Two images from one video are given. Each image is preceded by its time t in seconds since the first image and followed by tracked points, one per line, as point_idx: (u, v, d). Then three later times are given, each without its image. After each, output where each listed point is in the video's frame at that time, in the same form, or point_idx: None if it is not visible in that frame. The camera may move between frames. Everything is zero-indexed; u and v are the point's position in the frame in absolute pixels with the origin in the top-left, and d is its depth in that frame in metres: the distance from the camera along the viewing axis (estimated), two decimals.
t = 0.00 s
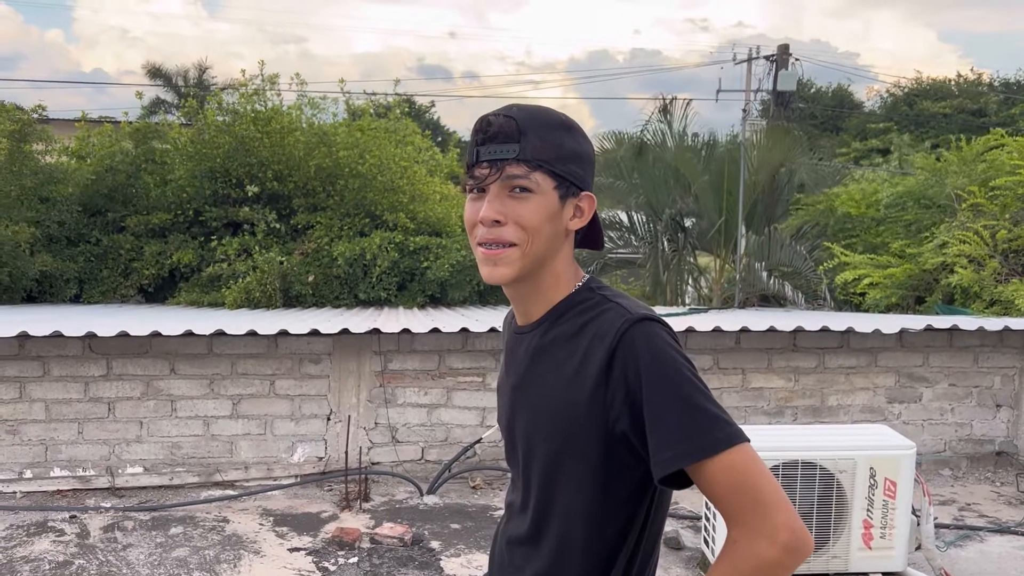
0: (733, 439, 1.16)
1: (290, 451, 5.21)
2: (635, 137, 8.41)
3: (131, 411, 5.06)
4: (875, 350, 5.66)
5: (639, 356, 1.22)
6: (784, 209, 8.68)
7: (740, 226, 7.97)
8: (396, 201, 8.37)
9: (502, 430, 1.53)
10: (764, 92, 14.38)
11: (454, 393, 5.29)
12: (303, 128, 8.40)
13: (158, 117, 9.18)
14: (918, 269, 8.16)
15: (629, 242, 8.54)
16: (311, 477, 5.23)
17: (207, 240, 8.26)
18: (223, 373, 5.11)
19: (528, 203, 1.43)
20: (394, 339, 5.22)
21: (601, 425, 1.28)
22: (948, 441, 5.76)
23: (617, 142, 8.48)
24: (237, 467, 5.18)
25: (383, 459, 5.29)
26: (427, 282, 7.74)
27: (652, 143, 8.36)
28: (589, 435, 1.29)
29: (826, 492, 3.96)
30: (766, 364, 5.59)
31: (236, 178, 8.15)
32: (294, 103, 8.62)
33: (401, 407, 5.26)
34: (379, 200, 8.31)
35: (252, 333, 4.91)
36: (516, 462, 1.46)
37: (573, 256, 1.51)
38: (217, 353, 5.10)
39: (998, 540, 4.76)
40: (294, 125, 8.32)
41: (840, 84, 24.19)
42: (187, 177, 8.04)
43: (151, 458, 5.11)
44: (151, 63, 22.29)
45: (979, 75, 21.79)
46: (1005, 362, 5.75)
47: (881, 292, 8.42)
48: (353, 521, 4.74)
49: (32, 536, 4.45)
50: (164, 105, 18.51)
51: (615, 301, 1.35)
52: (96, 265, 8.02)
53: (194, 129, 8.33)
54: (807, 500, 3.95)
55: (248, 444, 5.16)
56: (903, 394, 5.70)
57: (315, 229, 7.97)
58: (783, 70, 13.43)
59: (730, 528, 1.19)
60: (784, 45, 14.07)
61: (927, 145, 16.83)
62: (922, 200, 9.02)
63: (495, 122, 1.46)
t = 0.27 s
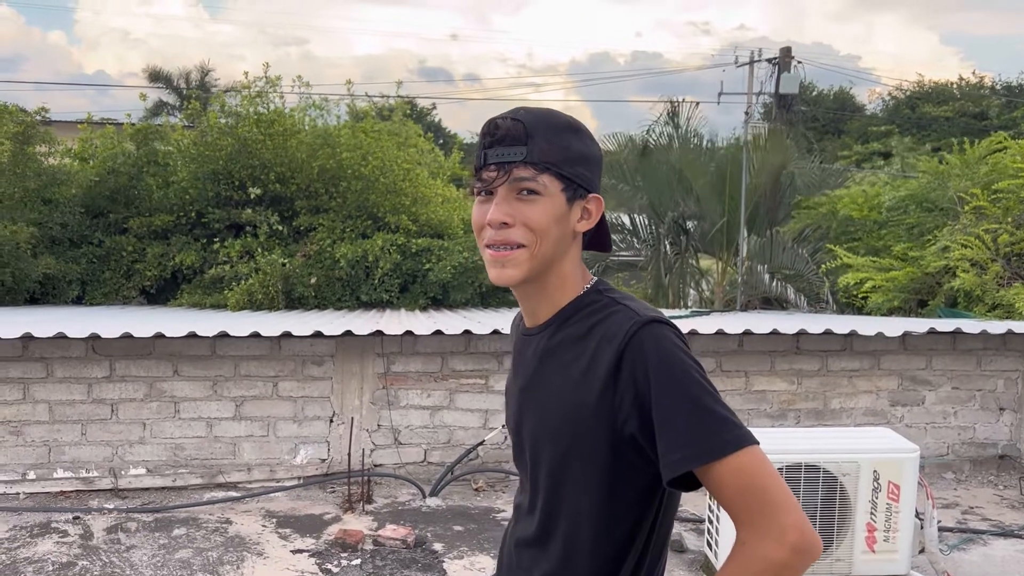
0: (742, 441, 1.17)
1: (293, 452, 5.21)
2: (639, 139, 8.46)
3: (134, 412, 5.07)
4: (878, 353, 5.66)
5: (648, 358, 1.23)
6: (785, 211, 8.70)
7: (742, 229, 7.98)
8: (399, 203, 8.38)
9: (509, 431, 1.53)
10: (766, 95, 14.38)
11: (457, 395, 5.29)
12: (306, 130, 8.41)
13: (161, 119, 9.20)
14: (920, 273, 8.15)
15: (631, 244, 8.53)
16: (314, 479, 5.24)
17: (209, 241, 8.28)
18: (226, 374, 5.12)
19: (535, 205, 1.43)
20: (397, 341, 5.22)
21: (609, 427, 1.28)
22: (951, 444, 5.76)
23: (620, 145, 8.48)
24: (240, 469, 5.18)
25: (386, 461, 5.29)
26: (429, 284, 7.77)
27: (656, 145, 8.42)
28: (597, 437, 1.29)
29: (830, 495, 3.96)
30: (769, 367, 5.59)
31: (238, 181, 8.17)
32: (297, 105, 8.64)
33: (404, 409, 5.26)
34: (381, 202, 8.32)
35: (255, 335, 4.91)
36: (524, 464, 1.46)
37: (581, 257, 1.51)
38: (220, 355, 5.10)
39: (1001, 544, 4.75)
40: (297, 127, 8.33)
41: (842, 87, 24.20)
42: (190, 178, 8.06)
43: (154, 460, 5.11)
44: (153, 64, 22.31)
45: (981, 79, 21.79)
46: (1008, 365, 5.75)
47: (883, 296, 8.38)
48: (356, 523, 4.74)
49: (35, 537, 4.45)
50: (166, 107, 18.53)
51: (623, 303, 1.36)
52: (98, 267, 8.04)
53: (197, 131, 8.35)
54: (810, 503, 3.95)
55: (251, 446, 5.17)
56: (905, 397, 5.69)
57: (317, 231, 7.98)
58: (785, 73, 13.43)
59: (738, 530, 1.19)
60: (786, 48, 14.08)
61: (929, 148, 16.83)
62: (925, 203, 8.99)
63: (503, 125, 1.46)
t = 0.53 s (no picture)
0: (745, 438, 1.17)
1: (293, 454, 5.21)
2: (641, 141, 8.48)
3: (134, 413, 5.07)
4: (877, 356, 5.67)
5: (651, 357, 1.23)
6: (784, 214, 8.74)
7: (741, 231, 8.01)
8: (399, 205, 8.39)
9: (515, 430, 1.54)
10: (765, 97, 14.40)
11: (457, 397, 5.29)
12: (306, 131, 8.41)
13: (161, 120, 9.21)
14: (919, 276, 8.16)
15: (631, 246, 8.50)
16: (314, 480, 5.24)
17: (209, 242, 8.29)
18: (226, 376, 5.12)
19: (533, 204, 1.44)
20: (398, 343, 5.23)
21: (613, 426, 1.29)
22: (950, 447, 5.77)
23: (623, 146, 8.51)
24: (240, 470, 5.18)
25: (386, 463, 5.30)
26: (429, 285, 7.79)
27: (658, 147, 8.45)
28: (601, 435, 1.30)
29: (830, 497, 3.96)
30: (769, 369, 5.60)
31: (238, 182, 8.18)
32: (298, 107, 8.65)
33: (404, 410, 5.26)
34: (381, 204, 8.32)
35: (256, 336, 4.91)
36: (528, 463, 1.47)
37: (586, 255, 1.52)
38: (220, 356, 5.10)
39: (1000, 547, 4.76)
40: (297, 128, 8.33)
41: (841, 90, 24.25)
42: (190, 179, 8.07)
43: (154, 461, 5.11)
44: (152, 65, 22.31)
45: (980, 82, 21.84)
46: (1007, 368, 5.76)
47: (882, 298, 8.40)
48: (357, 525, 4.74)
49: (35, 538, 4.44)
50: (166, 109, 18.53)
51: (628, 303, 1.36)
52: (97, 268, 8.05)
53: (197, 132, 8.36)
54: (811, 506, 3.95)
55: (251, 447, 5.17)
56: (905, 400, 5.70)
57: (317, 233, 8.00)
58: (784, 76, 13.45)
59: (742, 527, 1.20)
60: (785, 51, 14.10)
61: (927, 151, 16.87)
62: (923, 206, 9.01)
63: (503, 126, 1.46)
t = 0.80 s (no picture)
0: (738, 434, 1.19)
1: (287, 456, 5.20)
2: (638, 141, 8.50)
3: (128, 415, 5.06)
4: (871, 358, 5.69)
5: (644, 357, 1.24)
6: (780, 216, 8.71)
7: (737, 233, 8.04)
8: (394, 206, 8.38)
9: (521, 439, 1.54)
10: (759, 100, 14.44)
11: (452, 399, 5.29)
12: (302, 133, 8.42)
13: (156, 121, 9.20)
14: (913, 278, 8.19)
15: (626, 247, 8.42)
16: (308, 482, 5.24)
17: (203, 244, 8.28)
18: (220, 378, 5.11)
19: (506, 221, 1.48)
20: (392, 345, 5.22)
21: (613, 428, 1.29)
22: (943, 449, 5.79)
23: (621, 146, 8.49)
24: (234, 472, 5.17)
25: (381, 465, 5.29)
26: (424, 286, 7.80)
27: (655, 148, 8.49)
28: (601, 438, 1.31)
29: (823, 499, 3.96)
30: (763, 371, 5.61)
31: (233, 183, 8.17)
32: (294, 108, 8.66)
33: (398, 412, 5.26)
34: (377, 205, 8.31)
35: (251, 338, 4.90)
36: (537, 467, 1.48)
37: (579, 267, 1.49)
38: (215, 358, 5.09)
39: (993, 548, 4.78)
40: (293, 130, 8.34)
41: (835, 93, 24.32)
42: (185, 181, 8.08)
43: (147, 463, 5.10)
44: (147, 66, 22.26)
45: (973, 85, 21.93)
46: (1000, 370, 5.78)
47: (875, 300, 8.46)
48: (351, 527, 4.73)
49: (28, 540, 4.42)
50: (161, 110, 18.49)
51: (622, 305, 1.37)
52: (91, 269, 8.04)
53: (192, 133, 8.39)
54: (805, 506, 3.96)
55: (245, 449, 5.16)
56: (898, 402, 5.72)
57: (311, 234, 7.99)
58: (779, 79, 13.49)
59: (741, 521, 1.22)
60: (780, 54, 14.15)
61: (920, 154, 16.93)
62: (916, 210, 9.07)
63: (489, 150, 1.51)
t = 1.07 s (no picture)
0: (725, 454, 1.18)
1: (277, 458, 5.19)
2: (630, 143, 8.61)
3: (116, 417, 5.03)
4: (858, 360, 5.72)
5: (653, 361, 1.23)
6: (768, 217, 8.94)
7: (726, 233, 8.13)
8: (384, 208, 8.34)
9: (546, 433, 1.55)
10: (749, 102, 14.51)
11: (442, 401, 5.30)
12: (292, 134, 8.38)
13: (146, 123, 9.17)
14: (901, 280, 8.24)
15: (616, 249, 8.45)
16: (297, 485, 5.22)
17: (193, 246, 8.27)
18: (209, 380, 5.10)
19: (540, 221, 1.45)
20: (382, 347, 5.22)
21: (623, 429, 1.29)
22: (931, 450, 5.82)
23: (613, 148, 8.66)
24: (223, 475, 5.16)
25: (370, 467, 5.29)
26: (414, 288, 7.84)
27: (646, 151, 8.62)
28: (611, 439, 1.30)
29: (811, 500, 3.97)
30: (752, 373, 5.64)
31: (223, 185, 8.14)
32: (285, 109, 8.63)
33: (388, 414, 5.26)
34: (367, 208, 8.28)
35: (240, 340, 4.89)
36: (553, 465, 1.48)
37: (614, 266, 1.44)
38: (204, 360, 5.08)
39: (980, 549, 4.82)
40: (283, 131, 8.31)
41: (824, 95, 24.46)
42: (174, 182, 8.06)
43: (136, 465, 5.08)
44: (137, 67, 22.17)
45: (961, 89, 22.10)
46: (986, 371, 5.83)
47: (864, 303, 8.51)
48: (340, 529, 4.72)
49: (15, 544, 4.40)
50: (151, 111, 18.43)
51: (642, 310, 1.35)
52: (80, 271, 7.99)
53: (182, 134, 8.35)
54: (794, 508, 3.95)
55: (234, 452, 5.14)
56: (886, 403, 5.76)
57: (302, 236, 7.99)
58: (768, 82, 13.56)
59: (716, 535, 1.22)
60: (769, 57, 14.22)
61: (909, 156, 17.05)
62: (905, 212, 9.15)
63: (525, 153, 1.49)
